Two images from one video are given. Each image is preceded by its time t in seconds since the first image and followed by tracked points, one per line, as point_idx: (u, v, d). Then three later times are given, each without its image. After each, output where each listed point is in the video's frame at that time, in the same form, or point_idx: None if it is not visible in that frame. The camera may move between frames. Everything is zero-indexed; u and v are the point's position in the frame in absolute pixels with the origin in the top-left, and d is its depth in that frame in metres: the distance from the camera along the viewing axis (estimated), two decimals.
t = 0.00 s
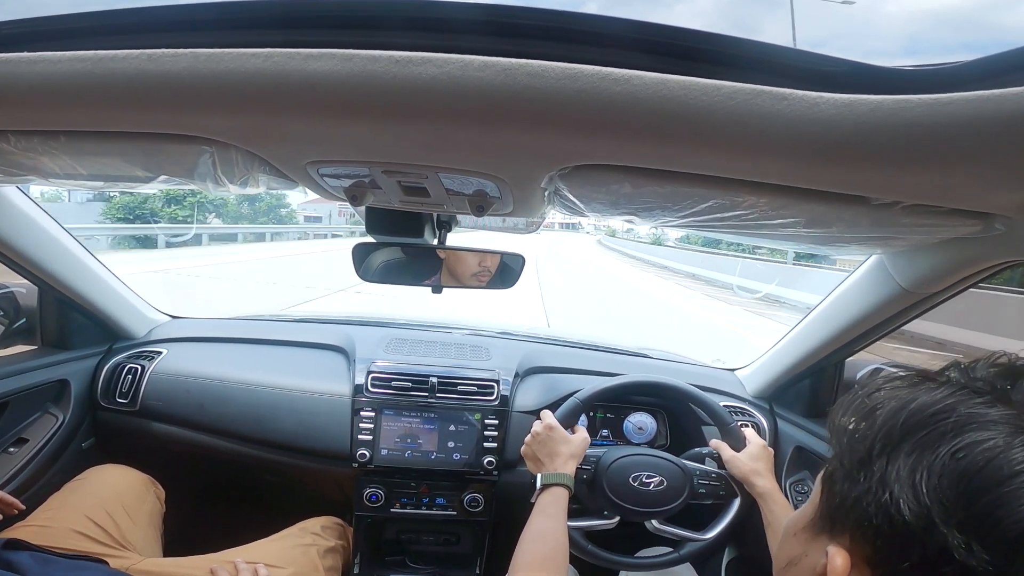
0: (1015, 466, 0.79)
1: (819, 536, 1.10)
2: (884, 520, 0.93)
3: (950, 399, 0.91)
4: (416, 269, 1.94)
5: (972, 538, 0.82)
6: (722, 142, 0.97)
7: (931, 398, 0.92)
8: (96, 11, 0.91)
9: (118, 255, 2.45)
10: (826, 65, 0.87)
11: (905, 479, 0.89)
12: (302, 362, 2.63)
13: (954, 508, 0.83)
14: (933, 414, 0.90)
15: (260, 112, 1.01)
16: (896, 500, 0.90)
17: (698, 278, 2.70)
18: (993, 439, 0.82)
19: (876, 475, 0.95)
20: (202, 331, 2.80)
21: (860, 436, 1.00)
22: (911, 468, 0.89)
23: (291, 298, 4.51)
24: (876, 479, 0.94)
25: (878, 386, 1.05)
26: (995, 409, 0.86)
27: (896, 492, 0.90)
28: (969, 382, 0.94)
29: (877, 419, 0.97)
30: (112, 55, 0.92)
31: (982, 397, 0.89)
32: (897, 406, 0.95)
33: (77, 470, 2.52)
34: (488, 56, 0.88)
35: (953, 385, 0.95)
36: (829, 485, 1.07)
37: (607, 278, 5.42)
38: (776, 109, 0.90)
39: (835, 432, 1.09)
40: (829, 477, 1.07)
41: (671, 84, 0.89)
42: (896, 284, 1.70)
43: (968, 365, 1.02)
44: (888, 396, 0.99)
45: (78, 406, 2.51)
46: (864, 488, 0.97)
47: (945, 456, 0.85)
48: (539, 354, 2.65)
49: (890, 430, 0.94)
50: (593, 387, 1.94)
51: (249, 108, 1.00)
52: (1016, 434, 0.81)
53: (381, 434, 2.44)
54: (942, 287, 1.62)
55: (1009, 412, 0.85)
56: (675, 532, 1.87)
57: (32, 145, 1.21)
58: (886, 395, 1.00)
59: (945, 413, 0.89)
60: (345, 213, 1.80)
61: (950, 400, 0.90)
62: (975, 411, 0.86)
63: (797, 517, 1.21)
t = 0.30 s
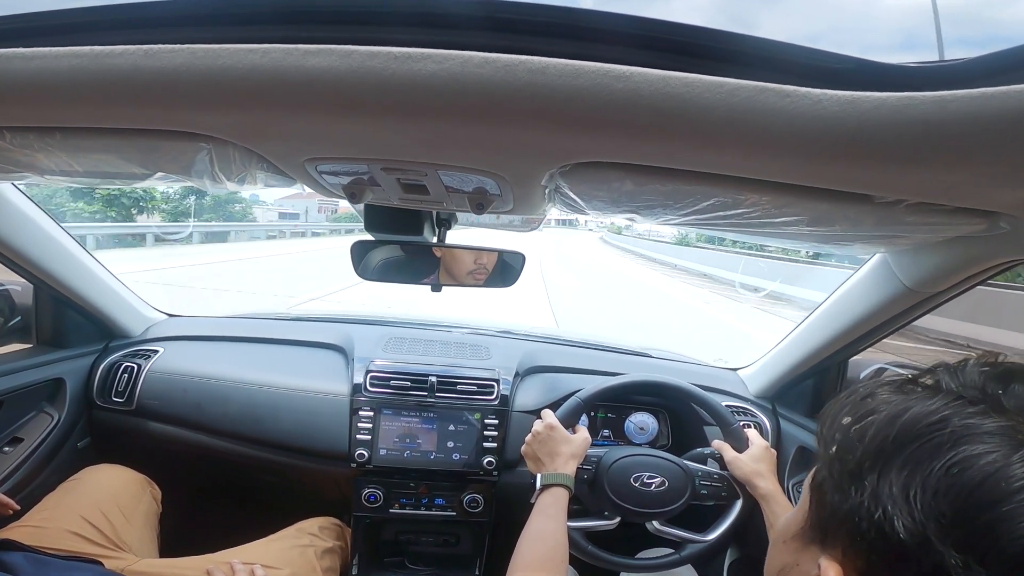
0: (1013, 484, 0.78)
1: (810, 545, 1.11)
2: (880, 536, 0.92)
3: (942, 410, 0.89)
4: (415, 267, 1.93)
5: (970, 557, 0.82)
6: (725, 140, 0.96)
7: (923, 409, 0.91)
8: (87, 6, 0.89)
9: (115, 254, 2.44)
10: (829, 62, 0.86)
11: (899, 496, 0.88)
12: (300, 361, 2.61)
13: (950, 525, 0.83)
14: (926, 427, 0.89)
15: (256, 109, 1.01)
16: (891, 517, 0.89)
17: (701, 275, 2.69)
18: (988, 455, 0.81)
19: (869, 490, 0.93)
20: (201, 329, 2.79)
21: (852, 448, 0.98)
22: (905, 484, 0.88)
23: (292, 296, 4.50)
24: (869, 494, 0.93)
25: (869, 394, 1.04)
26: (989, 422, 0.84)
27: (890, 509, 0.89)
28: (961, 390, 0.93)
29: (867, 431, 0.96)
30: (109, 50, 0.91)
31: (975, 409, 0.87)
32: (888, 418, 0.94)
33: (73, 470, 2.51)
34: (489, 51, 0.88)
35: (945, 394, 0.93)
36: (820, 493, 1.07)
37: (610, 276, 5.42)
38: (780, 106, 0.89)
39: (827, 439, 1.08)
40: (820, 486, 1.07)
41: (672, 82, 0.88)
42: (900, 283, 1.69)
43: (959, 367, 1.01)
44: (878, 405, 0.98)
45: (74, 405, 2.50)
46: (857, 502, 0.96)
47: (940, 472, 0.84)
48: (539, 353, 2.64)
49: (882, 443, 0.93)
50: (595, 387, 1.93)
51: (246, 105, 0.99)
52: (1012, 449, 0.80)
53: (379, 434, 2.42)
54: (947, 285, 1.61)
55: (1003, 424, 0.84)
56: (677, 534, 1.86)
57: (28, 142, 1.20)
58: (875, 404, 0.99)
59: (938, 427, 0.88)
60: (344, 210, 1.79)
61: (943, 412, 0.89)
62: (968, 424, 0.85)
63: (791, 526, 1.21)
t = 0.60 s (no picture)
0: (1012, 495, 0.79)
1: (801, 558, 1.08)
2: (877, 553, 0.91)
3: (928, 421, 0.90)
4: (413, 265, 1.92)
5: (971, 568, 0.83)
6: (727, 137, 0.95)
7: (909, 421, 0.91)
8: None
9: (112, 252, 2.43)
10: (833, 56, 0.85)
11: (896, 512, 0.88)
12: (299, 360, 2.60)
13: (951, 539, 0.83)
14: (915, 440, 0.89)
15: (252, 105, 1.00)
16: (889, 534, 0.89)
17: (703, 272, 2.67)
18: (981, 466, 0.82)
19: (862, 507, 0.92)
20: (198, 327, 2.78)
21: (840, 461, 0.97)
22: (900, 500, 0.88)
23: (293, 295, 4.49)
24: (864, 510, 0.92)
25: (849, 405, 1.04)
26: (976, 431, 0.85)
27: (888, 526, 0.89)
28: (942, 397, 0.95)
29: (854, 445, 0.95)
30: (106, 45, 0.90)
31: (959, 417, 0.88)
32: (874, 432, 0.93)
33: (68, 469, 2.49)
34: (489, 47, 0.87)
35: (927, 402, 0.94)
36: (807, 507, 1.05)
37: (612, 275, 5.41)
38: (783, 102, 0.88)
39: (811, 450, 1.07)
40: (807, 501, 1.04)
41: (674, 77, 0.87)
42: (905, 281, 1.69)
43: (931, 371, 1.03)
44: (860, 417, 0.98)
45: (69, 403, 2.49)
46: (851, 518, 0.94)
47: (936, 486, 0.84)
48: (539, 352, 2.62)
49: (872, 457, 0.92)
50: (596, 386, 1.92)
51: (242, 100, 0.98)
52: (1001, 458, 0.82)
53: (378, 433, 2.41)
54: (953, 283, 1.60)
55: (989, 432, 0.85)
56: (678, 534, 1.85)
57: (23, 137, 1.19)
58: (858, 416, 0.98)
59: (926, 438, 0.88)
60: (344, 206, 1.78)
61: (929, 422, 0.89)
62: (957, 435, 0.86)
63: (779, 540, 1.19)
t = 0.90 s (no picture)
0: (1015, 495, 0.86)
1: (798, 563, 1.17)
2: (885, 557, 0.99)
3: (921, 423, 0.98)
4: (413, 262, 1.91)
5: (980, 565, 0.90)
6: (730, 132, 0.94)
7: (904, 424, 0.99)
8: None
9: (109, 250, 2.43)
10: (837, 50, 0.84)
11: (901, 517, 0.95)
12: (298, 359, 2.59)
13: (957, 540, 0.91)
14: (913, 442, 0.97)
15: (250, 100, 0.98)
16: (896, 539, 0.96)
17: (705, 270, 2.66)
18: (982, 467, 0.89)
19: (864, 512, 1.00)
20: (195, 326, 2.77)
21: (839, 466, 1.05)
22: (903, 503, 0.95)
23: (294, 293, 4.48)
24: (868, 513, 1.00)
25: (843, 409, 1.13)
26: (971, 431, 0.93)
27: (894, 531, 0.96)
28: (931, 396, 1.02)
29: (852, 449, 1.04)
30: (101, 40, 0.89)
31: (952, 418, 0.96)
32: (870, 436, 1.02)
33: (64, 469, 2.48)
34: (489, 42, 0.85)
35: (918, 403, 1.02)
36: (802, 511, 1.14)
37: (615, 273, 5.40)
38: (787, 97, 0.87)
39: (806, 453, 1.16)
40: (804, 505, 1.13)
41: (676, 72, 0.86)
42: (910, 279, 1.67)
43: (918, 369, 1.12)
44: (855, 421, 1.06)
45: (65, 403, 2.48)
46: (853, 523, 1.03)
47: (938, 487, 0.91)
48: (540, 350, 2.61)
49: (871, 460, 1.01)
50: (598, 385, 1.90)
51: (240, 97, 0.97)
52: (996, 455, 0.89)
53: (377, 433, 2.40)
54: (960, 281, 1.59)
55: (982, 431, 0.92)
56: (682, 535, 1.83)
57: (16, 134, 1.18)
58: (852, 421, 1.07)
59: (921, 442, 0.96)
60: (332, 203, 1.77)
61: (922, 424, 0.98)
62: (952, 436, 0.93)
63: (778, 545, 1.27)
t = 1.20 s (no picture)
0: (980, 487, 0.86)
1: (781, 563, 1.17)
2: (859, 551, 0.99)
3: (886, 418, 0.97)
4: (413, 260, 1.92)
5: (950, 555, 0.91)
6: (733, 129, 0.93)
7: (870, 420, 0.98)
8: None
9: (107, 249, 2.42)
10: (840, 46, 0.83)
11: (871, 512, 0.96)
12: (296, 358, 2.58)
13: (927, 533, 0.91)
14: (879, 438, 0.96)
15: (246, 96, 0.97)
16: (868, 534, 0.96)
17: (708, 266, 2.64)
18: (947, 460, 0.89)
19: (837, 509, 1.00)
20: (191, 324, 2.75)
21: (810, 463, 1.05)
22: (873, 499, 0.96)
23: (295, 292, 4.47)
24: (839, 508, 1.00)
25: (811, 406, 1.12)
26: (935, 425, 0.92)
27: (865, 526, 0.97)
28: (895, 390, 1.01)
29: (821, 446, 1.03)
30: (96, 35, 0.88)
31: (918, 412, 0.96)
32: (838, 433, 1.01)
33: (58, 469, 2.47)
34: (489, 37, 0.85)
35: (883, 398, 1.01)
36: (779, 509, 1.13)
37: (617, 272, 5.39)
38: (790, 93, 0.86)
39: (778, 450, 1.15)
40: (780, 503, 1.12)
41: (679, 67, 0.85)
42: (915, 277, 1.67)
43: (883, 363, 1.10)
44: (823, 417, 1.05)
45: (60, 402, 2.47)
46: (827, 520, 1.03)
47: (905, 482, 0.91)
48: (540, 349, 2.60)
49: (839, 457, 1.00)
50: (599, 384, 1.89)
51: (237, 92, 0.96)
52: (959, 449, 0.89)
53: (376, 433, 2.39)
54: (964, 279, 1.58)
55: (947, 425, 0.92)
56: (684, 535, 1.82)
57: (10, 130, 1.17)
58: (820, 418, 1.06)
59: (888, 437, 0.95)
60: (322, 199, 1.75)
61: (888, 419, 0.97)
62: (917, 430, 0.93)
63: (759, 546, 1.26)
